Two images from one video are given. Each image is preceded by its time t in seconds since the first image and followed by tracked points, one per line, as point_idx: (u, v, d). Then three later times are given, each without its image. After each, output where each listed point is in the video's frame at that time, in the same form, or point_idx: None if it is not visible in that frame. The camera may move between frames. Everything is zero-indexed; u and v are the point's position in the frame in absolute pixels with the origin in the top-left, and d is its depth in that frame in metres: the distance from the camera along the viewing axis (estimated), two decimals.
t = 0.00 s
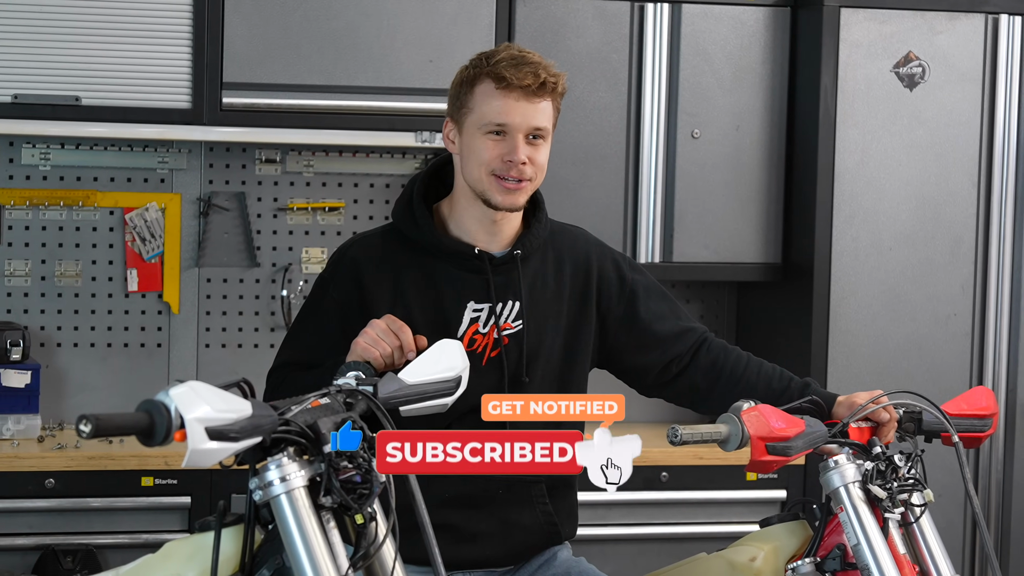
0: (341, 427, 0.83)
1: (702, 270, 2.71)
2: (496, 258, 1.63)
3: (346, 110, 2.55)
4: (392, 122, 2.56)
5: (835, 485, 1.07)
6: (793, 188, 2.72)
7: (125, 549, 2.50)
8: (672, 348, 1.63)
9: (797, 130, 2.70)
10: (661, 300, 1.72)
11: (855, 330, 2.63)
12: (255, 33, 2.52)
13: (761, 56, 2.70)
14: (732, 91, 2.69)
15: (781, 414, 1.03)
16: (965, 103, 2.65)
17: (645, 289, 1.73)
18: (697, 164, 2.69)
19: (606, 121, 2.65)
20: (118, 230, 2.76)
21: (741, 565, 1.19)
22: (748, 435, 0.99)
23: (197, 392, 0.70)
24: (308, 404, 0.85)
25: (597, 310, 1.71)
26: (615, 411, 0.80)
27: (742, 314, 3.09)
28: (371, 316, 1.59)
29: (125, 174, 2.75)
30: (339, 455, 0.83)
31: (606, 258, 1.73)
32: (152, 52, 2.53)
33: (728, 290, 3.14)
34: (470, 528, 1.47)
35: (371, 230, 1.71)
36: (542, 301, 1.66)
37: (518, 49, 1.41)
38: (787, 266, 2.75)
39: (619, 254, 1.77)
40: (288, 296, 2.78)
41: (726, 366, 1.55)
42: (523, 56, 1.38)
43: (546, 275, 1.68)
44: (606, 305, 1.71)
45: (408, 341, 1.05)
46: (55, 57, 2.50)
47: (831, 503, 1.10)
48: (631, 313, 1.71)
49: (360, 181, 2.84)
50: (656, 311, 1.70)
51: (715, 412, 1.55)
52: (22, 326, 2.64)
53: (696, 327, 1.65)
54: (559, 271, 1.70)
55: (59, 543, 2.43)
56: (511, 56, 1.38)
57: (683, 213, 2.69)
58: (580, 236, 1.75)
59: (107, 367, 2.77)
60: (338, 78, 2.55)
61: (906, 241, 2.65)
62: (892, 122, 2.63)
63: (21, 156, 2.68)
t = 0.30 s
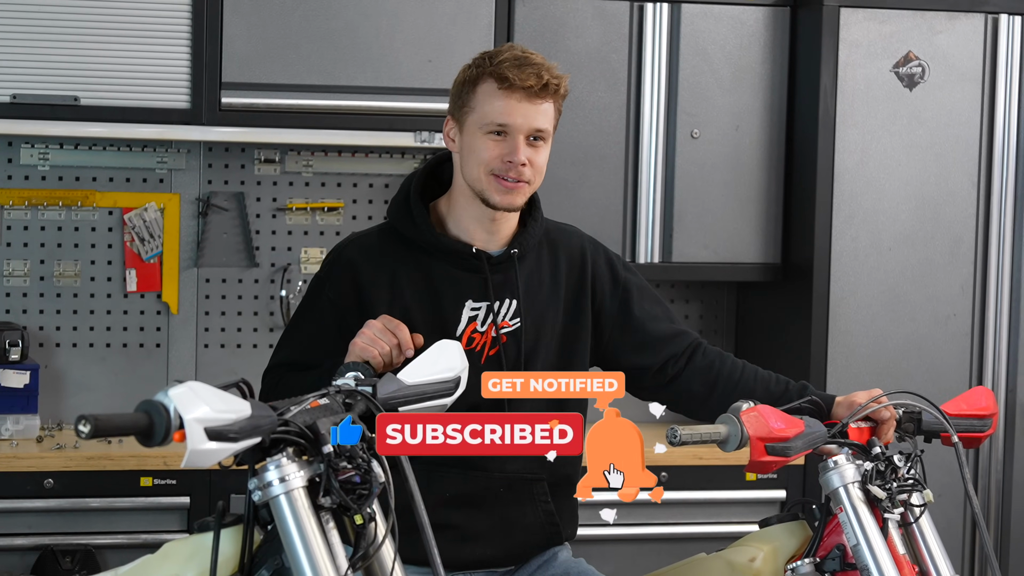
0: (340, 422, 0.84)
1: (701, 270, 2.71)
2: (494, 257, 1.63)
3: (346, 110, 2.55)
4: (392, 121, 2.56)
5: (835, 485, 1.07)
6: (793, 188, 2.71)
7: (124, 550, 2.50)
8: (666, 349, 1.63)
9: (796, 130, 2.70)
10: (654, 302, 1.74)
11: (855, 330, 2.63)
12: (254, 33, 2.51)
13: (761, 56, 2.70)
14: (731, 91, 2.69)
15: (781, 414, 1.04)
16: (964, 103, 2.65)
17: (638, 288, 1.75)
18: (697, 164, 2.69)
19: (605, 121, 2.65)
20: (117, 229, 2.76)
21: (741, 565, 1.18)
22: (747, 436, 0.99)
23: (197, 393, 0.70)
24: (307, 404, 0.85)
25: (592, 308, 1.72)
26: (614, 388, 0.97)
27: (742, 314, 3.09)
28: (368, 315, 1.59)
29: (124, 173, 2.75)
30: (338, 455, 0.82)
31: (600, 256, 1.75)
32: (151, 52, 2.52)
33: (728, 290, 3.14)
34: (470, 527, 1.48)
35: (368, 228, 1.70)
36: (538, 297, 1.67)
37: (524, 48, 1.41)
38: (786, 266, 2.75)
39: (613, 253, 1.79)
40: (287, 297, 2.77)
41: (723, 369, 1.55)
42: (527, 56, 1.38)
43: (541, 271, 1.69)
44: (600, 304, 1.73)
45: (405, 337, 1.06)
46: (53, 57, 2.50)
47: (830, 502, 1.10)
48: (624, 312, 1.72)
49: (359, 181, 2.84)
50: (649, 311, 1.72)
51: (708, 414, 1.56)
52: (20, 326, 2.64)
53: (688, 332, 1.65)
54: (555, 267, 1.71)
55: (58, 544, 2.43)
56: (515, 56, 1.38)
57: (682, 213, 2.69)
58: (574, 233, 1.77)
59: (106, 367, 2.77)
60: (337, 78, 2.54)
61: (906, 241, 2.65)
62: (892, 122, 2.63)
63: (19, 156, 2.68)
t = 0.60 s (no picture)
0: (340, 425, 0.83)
1: (702, 271, 2.71)
2: (492, 254, 1.63)
3: (347, 111, 2.55)
4: (393, 123, 2.56)
5: (837, 485, 1.08)
6: (794, 188, 2.71)
7: (126, 552, 2.50)
8: (666, 339, 1.64)
9: (797, 130, 2.70)
10: (649, 292, 1.72)
11: (857, 330, 2.62)
12: (255, 34, 2.51)
13: (762, 56, 2.70)
14: (733, 92, 2.69)
15: (783, 415, 1.04)
16: (965, 103, 2.65)
17: (632, 279, 1.73)
18: (698, 165, 2.68)
19: (606, 122, 2.65)
20: (118, 231, 2.76)
21: (744, 567, 1.18)
22: (749, 436, 1.00)
23: (197, 396, 0.71)
24: (308, 407, 0.85)
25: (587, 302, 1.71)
26: (613, 386, 1.01)
27: (744, 314, 3.09)
28: (367, 313, 1.59)
29: (125, 175, 2.75)
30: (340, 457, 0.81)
31: (593, 250, 1.74)
32: (152, 54, 2.52)
33: (729, 290, 3.14)
34: (470, 525, 1.48)
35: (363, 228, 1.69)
36: (536, 294, 1.66)
37: (535, 56, 1.42)
38: (788, 266, 2.74)
39: (606, 244, 1.78)
40: (289, 297, 2.77)
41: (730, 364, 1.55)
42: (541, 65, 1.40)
43: (539, 268, 1.68)
44: (594, 298, 1.72)
45: (406, 339, 1.06)
46: (55, 59, 2.50)
47: (833, 504, 1.11)
48: (619, 305, 1.71)
49: (360, 182, 2.84)
50: (643, 302, 1.70)
51: (715, 407, 1.56)
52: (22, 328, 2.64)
53: (691, 320, 1.66)
54: (550, 264, 1.69)
55: (60, 546, 2.43)
56: (529, 64, 1.40)
57: (684, 214, 2.69)
58: (566, 226, 1.75)
59: (108, 368, 2.77)
60: (338, 80, 2.55)
61: (907, 241, 2.65)
62: (893, 122, 2.63)
63: (21, 158, 2.68)
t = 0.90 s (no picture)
0: (346, 424, 0.86)
1: (709, 267, 2.71)
2: (493, 251, 1.64)
3: (354, 109, 2.55)
4: (399, 120, 2.56)
5: (844, 484, 1.08)
6: (801, 185, 2.71)
7: (134, 549, 2.50)
8: (668, 338, 1.64)
9: (804, 127, 2.70)
10: (650, 289, 1.71)
11: (864, 327, 2.62)
12: (262, 32, 2.52)
13: (768, 52, 2.70)
14: (739, 89, 2.69)
15: (789, 414, 1.05)
16: (972, 100, 2.65)
17: (631, 276, 1.72)
18: (705, 162, 2.69)
19: (613, 119, 2.65)
20: (125, 229, 2.76)
21: (750, 565, 1.20)
22: (755, 435, 1.00)
23: (205, 396, 0.72)
24: (316, 407, 0.89)
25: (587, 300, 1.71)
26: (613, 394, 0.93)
27: (751, 309, 3.09)
28: (371, 313, 1.59)
29: (132, 173, 2.75)
30: (347, 457, 0.83)
31: (592, 247, 1.73)
32: (159, 52, 2.53)
33: (736, 286, 3.14)
34: (475, 522, 1.49)
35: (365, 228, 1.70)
36: (539, 292, 1.66)
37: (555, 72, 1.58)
38: (795, 263, 2.74)
39: (605, 240, 1.76)
40: (296, 294, 2.77)
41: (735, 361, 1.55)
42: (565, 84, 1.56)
43: (540, 267, 1.68)
44: (594, 297, 1.71)
45: (411, 337, 1.10)
46: (62, 57, 2.50)
47: (839, 501, 1.12)
48: (617, 304, 1.70)
49: (367, 179, 2.84)
50: (642, 299, 1.70)
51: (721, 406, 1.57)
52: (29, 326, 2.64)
53: (693, 317, 1.66)
54: (550, 265, 1.69)
55: (68, 543, 2.43)
56: (555, 82, 1.55)
57: (690, 211, 2.69)
58: (565, 224, 1.75)
59: (115, 366, 2.77)
60: (345, 77, 2.55)
61: (914, 237, 2.65)
62: (900, 119, 2.63)
63: (28, 156, 2.68)
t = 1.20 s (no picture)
0: (355, 416, 0.89)
1: (718, 258, 2.71)
2: (502, 244, 1.63)
3: (364, 100, 2.56)
4: (409, 111, 2.57)
5: (852, 474, 1.15)
6: (810, 175, 2.71)
7: (144, 539, 2.51)
8: (678, 330, 1.65)
9: (813, 118, 2.70)
10: (659, 281, 1.72)
11: (874, 317, 2.63)
12: (272, 23, 2.52)
13: (777, 44, 2.70)
14: (748, 80, 2.69)
15: (798, 405, 1.12)
16: (982, 91, 2.65)
17: (640, 269, 1.72)
18: (714, 154, 2.69)
19: (622, 109, 2.65)
20: (135, 220, 2.77)
21: (757, 555, 1.28)
22: (763, 426, 1.08)
23: (215, 386, 0.77)
24: (325, 398, 0.92)
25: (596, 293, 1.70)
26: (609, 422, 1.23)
27: (759, 300, 3.09)
28: (381, 303, 1.59)
29: (142, 164, 2.76)
30: (355, 448, 0.87)
31: (601, 240, 1.73)
32: (169, 43, 2.53)
33: (745, 278, 3.14)
34: (482, 514, 1.50)
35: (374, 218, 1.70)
36: (548, 285, 1.66)
37: (573, 71, 1.62)
38: (803, 254, 2.75)
39: (614, 233, 1.76)
40: (306, 285, 2.78)
41: (743, 352, 1.57)
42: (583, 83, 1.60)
43: (550, 260, 1.68)
44: (603, 288, 1.70)
45: (419, 329, 1.12)
46: (73, 47, 2.51)
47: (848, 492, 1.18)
48: (627, 296, 1.70)
49: (376, 170, 2.85)
50: (651, 292, 1.70)
51: (730, 396, 1.59)
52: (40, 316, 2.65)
53: (701, 308, 1.67)
54: (559, 257, 1.69)
55: (78, 533, 2.44)
56: (575, 80, 1.59)
57: (699, 201, 2.69)
58: (574, 217, 1.74)
59: (126, 357, 2.79)
60: (355, 69, 2.55)
61: (923, 228, 2.65)
62: (909, 110, 2.63)
63: (38, 147, 2.69)
